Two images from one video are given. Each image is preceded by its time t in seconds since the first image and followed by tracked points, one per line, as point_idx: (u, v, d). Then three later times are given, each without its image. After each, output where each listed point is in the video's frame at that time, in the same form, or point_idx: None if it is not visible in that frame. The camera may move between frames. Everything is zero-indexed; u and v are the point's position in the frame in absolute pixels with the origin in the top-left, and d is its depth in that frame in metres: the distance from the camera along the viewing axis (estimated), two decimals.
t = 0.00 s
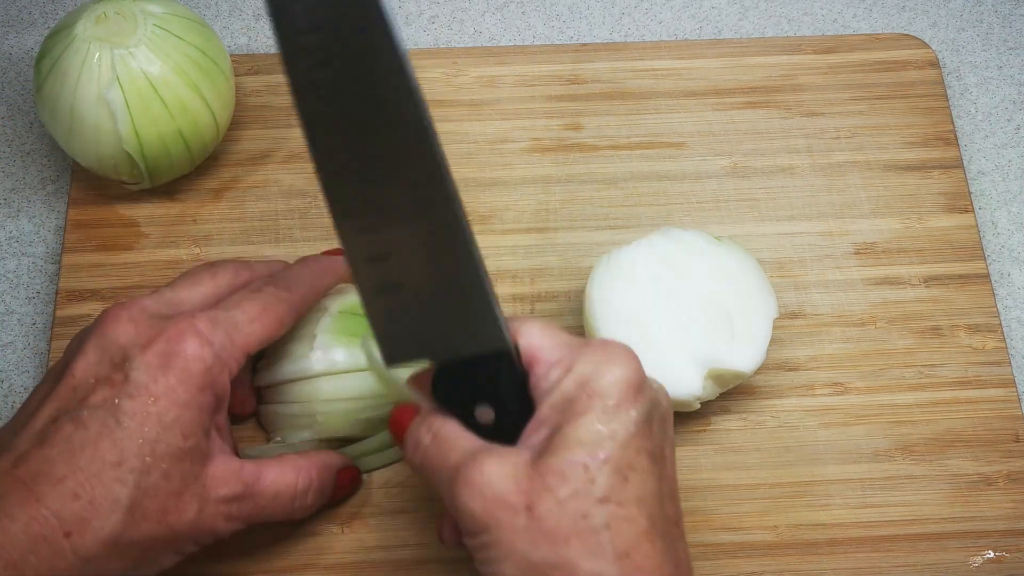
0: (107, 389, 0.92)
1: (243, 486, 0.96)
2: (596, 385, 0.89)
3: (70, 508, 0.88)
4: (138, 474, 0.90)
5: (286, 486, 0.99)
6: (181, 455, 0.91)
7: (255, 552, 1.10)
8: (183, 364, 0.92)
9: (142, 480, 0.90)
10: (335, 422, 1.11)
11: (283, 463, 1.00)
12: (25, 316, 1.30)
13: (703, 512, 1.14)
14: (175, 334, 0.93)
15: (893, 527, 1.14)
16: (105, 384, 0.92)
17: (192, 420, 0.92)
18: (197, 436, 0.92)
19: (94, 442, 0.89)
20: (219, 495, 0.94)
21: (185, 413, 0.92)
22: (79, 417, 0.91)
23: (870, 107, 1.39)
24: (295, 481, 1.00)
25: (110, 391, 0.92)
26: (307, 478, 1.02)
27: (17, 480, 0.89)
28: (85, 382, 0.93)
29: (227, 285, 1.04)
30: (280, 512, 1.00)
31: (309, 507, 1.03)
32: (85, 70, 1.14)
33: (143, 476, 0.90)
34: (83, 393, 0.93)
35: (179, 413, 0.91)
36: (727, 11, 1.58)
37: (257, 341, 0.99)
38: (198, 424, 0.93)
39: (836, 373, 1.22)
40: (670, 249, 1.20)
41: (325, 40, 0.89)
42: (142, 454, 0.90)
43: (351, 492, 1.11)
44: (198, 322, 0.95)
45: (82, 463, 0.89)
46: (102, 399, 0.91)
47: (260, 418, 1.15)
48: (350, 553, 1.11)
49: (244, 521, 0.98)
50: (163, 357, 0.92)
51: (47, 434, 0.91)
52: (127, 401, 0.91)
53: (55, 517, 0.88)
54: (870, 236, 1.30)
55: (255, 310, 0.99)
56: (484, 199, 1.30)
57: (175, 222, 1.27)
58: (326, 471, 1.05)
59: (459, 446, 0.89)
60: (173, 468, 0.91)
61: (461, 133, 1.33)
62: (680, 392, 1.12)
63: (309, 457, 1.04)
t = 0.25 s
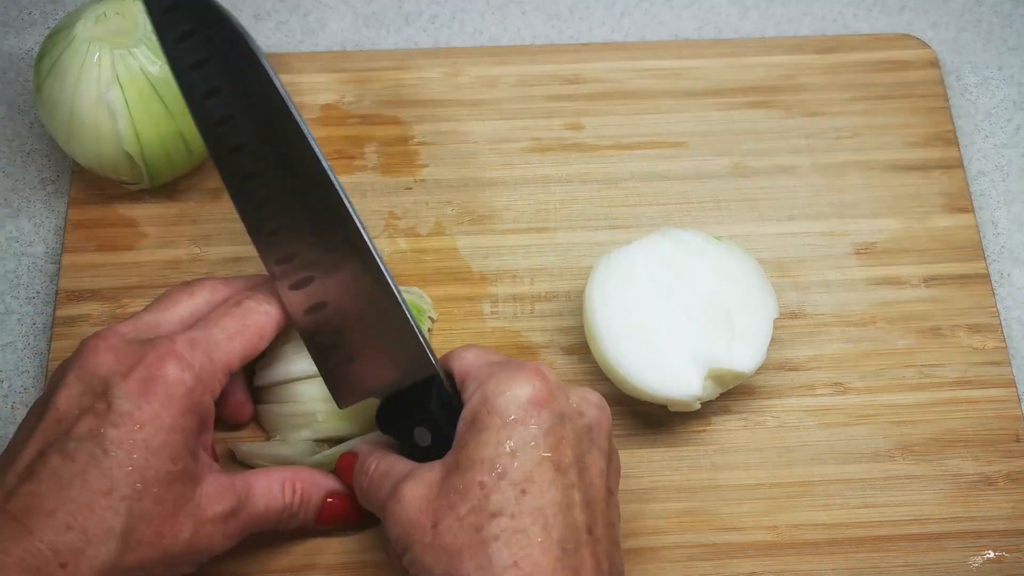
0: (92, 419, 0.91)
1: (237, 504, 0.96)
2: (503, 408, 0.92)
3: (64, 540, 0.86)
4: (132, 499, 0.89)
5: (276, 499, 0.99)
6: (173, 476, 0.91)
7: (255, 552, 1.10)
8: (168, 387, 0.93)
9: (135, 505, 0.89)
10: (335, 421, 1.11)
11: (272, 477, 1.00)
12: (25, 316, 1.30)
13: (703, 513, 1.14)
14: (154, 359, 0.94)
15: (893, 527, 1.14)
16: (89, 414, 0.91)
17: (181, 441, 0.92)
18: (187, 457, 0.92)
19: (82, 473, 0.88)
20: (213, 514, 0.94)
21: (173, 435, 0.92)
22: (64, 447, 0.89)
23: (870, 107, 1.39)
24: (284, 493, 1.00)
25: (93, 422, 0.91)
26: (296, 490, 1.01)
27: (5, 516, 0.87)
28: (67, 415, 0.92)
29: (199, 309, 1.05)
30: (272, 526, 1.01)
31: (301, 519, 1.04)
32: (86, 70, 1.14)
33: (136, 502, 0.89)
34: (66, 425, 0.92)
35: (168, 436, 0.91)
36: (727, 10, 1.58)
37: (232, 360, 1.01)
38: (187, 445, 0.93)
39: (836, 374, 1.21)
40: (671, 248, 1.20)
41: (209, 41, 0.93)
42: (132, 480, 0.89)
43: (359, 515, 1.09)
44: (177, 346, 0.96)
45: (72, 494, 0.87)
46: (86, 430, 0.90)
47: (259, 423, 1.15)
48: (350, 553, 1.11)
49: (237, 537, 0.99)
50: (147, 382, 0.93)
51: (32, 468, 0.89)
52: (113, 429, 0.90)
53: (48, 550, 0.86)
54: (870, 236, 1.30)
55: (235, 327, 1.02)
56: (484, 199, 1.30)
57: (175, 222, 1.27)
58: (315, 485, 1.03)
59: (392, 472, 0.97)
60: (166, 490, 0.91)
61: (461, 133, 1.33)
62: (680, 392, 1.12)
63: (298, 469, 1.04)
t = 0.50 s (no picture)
0: (143, 394, 0.90)
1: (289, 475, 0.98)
2: (585, 548, 0.74)
3: (122, 517, 0.85)
4: (190, 475, 0.89)
5: (314, 481, 1.00)
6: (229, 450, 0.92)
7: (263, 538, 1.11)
8: (219, 359, 0.92)
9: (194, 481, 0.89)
10: (335, 421, 1.11)
11: (309, 455, 1.00)
12: (25, 316, 1.30)
13: (703, 513, 1.14)
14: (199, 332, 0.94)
15: (893, 527, 1.14)
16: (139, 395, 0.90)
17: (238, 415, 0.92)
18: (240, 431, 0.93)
19: (136, 453, 0.87)
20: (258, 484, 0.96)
21: (231, 410, 0.91)
22: (113, 428, 0.88)
23: (870, 107, 1.39)
24: (320, 476, 1.00)
25: (149, 399, 0.90)
26: (330, 474, 1.01)
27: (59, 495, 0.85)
28: (113, 392, 0.90)
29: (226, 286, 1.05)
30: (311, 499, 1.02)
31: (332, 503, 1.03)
32: (85, 70, 1.14)
33: (194, 479, 0.89)
34: (112, 404, 0.90)
35: (225, 412, 0.91)
36: (727, 10, 1.58)
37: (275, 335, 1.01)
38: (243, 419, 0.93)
39: (836, 374, 1.21)
40: (671, 248, 1.20)
41: None
42: (191, 457, 0.89)
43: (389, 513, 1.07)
44: (220, 318, 0.95)
45: (127, 475, 0.86)
46: (138, 406, 0.89)
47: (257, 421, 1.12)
48: (350, 553, 1.11)
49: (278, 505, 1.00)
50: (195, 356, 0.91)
51: (77, 449, 0.87)
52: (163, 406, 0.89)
53: (106, 533, 0.85)
54: (870, 236, 1.30)
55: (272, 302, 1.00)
56: (484, 199, 1.30)
57: (175, 222, 1.27)
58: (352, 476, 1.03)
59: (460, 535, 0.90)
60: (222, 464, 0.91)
61: (461, 133, 1.33)
62: (680, 392, 1.12)
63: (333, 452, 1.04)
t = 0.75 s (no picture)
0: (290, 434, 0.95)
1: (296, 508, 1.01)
2: None
3: (178, 526, 0.84)
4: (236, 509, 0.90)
5: (311, 487, 1.02)
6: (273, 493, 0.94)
7: (248, 561, 1.09)
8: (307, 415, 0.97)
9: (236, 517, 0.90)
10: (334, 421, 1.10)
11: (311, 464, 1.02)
12: (25, 316, 1.30)
13: (704, 513, 1.14)
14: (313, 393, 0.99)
15: (893, 527, 1.14)
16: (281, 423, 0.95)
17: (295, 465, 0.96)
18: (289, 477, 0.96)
19: (208, 468, 0.88)
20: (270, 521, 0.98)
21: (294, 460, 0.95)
22: (195, 440, 0.89)
23: (870, 107, 1.39)
24: (316, 480, 1.02)
25: (264, 427, 0.93)
26: (323, 477, 1.03)
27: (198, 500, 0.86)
28: (225, 410, 0.92)
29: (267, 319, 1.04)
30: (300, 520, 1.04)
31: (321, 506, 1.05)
32: (85, 70, 1.14)
33: (241, 510, 0.90)
34: (197, 416, 0.91)
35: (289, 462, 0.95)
36: (727, 10, 1.58)
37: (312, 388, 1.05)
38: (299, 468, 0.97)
39: (836, 374, 1.21)
40: (670, 248, 1.20)
41: None
42: (249, 493, 0.91)
43: (378, 507, 1.09)
44: (313, 376, 1.00)
45: (189, 486, 0.86)
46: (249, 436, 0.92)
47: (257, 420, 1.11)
48: (351, 554, 1.11)
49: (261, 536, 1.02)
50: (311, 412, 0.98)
51: (163, 442, 0.87)
52: (268, 444, 0.93)
53: (157, 531, 0.82)
54: (870, 236, 1.30)
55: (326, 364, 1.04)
56: (484, 199, 1.30)
57: (175, 222, 1.27)
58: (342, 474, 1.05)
59: None
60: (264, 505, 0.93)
61: (460, 133, 1.33)
62: (679, 392, 1.13)
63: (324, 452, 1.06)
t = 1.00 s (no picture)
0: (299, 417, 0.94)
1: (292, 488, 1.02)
2: None
3: (175, 500, 0.84)
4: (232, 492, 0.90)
5: (312, 473, 1.01)
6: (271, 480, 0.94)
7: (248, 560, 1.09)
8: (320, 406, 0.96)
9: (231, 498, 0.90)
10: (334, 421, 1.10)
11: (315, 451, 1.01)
12: (25, 316, 1.30)
13: (703, 512, 1.14)
14: (327, 383, 0.98)
15: (893, 527, 1.14)
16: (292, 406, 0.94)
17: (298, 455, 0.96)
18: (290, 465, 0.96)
19: (216, 445, 0.87)
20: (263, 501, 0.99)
21: (300, 450, 0.95)
22: (210, 413, 0.87)
23: (870, 107, 1.39)
24: (318, 467, 1.02)
25: (276, 409, 0.92)
26: (325, 465, 1.02)
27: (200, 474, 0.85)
28: (240, 384, 0.91)
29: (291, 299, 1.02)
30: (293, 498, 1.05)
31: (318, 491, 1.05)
32: (85, 70, 1.14)
33: (237, 491, 0.91)
34: (214, 389, 0.89)
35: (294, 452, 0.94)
36: (727, 10, 1.58)
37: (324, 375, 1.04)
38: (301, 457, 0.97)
39: (836, 373, 1.22)
40: (669, 248, 1.20)
41: None
42: (249, 477, 0.91)
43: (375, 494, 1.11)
44: (330, 368, 0.99)
45: (196, 459, 0.85)
46: (261, 417, 0.91)
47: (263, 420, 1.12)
48: (351, 554, 1.11)
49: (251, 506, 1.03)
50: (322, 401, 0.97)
51: (178, 412, 0.85)
52: (277, 428, 0.93)
53: (154, 502, 0.82)
54: (870, 236, 1.30)
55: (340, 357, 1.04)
56: (484, 199, 1.30)
57: (175, 222, 1.27)
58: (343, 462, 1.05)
59: None
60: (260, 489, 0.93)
61: (460, 133, 1.33)
62: (679, 392, 1.13)
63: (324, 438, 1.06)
